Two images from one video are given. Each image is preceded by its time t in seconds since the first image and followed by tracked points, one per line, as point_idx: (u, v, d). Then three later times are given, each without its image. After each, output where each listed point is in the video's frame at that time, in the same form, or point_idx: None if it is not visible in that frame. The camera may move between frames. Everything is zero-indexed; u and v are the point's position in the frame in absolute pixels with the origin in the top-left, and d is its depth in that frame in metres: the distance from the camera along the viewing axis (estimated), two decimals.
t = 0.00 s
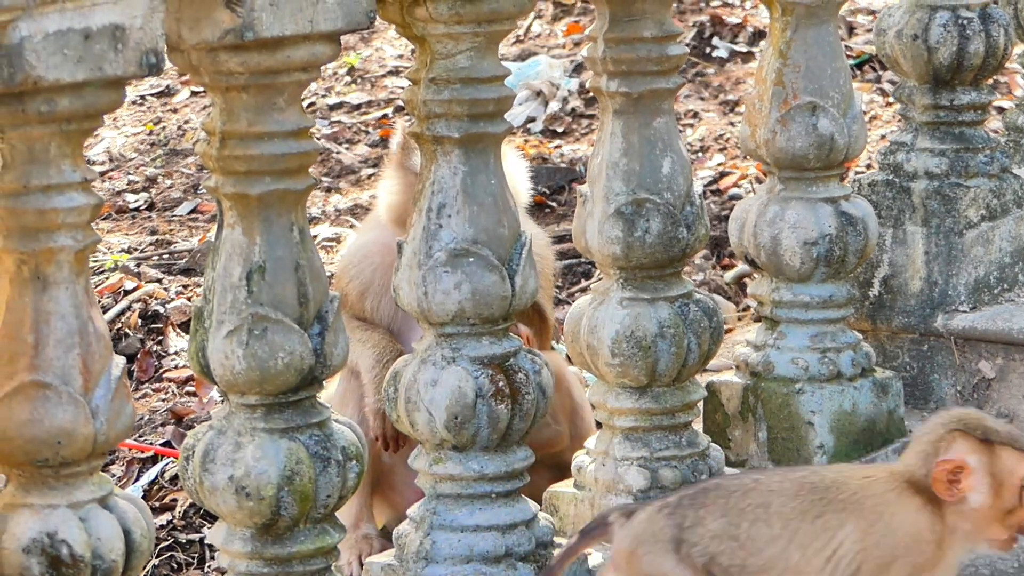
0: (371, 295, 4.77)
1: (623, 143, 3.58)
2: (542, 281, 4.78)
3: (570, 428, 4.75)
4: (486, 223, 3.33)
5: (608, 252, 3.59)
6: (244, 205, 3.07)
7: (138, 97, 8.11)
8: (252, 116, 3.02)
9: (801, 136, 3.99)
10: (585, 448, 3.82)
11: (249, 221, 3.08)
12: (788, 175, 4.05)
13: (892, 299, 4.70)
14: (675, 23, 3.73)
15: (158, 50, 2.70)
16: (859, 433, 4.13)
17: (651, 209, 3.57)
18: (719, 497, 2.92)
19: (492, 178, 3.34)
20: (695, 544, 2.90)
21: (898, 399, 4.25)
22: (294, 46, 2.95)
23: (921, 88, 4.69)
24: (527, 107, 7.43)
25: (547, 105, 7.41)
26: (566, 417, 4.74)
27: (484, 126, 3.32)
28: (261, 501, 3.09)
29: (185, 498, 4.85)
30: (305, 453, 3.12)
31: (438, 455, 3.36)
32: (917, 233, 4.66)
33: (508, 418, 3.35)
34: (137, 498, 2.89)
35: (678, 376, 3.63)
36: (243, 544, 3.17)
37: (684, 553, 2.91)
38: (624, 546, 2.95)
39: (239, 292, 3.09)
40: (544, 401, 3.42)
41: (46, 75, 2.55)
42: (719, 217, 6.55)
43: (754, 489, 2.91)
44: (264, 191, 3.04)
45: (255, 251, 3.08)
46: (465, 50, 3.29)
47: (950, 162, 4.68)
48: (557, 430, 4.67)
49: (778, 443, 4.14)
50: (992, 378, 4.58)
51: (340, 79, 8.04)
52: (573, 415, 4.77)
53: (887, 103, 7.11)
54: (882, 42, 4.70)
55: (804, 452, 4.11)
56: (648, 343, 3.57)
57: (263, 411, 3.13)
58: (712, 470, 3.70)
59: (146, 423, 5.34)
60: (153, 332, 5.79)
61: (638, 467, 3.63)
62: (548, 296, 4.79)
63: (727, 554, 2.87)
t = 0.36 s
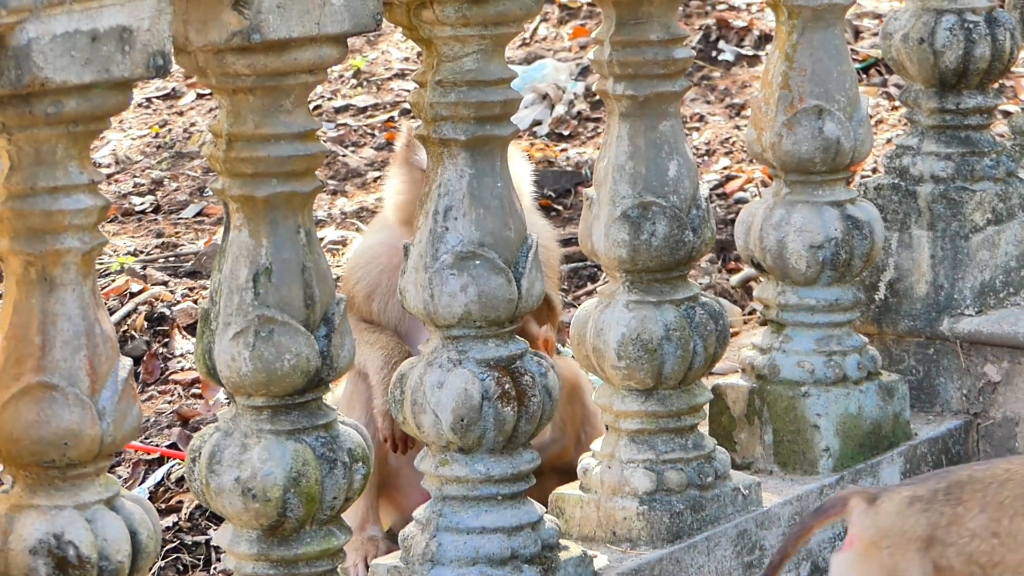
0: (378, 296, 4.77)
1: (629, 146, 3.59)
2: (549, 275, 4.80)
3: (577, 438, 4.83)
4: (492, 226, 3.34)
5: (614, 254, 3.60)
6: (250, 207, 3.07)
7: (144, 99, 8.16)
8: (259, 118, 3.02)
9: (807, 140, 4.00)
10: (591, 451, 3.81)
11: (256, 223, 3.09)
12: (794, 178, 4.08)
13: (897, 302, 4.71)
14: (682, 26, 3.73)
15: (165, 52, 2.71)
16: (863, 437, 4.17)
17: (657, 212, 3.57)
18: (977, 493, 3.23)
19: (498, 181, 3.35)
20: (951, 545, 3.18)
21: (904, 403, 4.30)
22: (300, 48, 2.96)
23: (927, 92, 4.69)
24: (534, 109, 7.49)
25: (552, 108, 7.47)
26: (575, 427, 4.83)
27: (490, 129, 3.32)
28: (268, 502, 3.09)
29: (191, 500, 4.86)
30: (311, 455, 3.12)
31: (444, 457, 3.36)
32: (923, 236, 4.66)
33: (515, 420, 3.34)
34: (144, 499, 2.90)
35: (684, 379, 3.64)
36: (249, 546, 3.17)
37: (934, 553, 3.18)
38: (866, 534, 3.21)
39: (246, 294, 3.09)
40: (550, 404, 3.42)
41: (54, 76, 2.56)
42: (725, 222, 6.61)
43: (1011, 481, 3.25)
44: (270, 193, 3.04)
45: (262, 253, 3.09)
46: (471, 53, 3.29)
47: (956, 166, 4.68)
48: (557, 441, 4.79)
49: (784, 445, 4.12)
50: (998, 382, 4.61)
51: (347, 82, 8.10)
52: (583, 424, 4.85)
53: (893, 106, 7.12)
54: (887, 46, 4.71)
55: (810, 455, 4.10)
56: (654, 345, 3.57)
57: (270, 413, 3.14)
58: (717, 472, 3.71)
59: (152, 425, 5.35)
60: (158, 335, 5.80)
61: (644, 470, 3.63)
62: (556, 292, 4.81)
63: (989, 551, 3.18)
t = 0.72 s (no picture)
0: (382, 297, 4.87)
1: (631, 148, 3.59)
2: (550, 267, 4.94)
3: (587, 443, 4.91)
4: (494, 228, 3.33)
5: (616, 257, 3.60)
6: (253, 209, 3.07)
7: (148, 103, 8.17)
8: (261, 121, 3.01)
9: (809, 142, 4.01)
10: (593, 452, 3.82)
11: (258, 226, 3.08)
12: (796, 181, 4.08)
13: (900, 305, 4.72)
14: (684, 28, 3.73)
15: (167, 55, 2.71)
16: (864, 439, 4.18)
17: (659, 214, 3.57)
18: None
19: (500, 183, 3.35)
20: None
21: (906, 405, 4.31)
22: (302, 50, 2.95)
23: (929, 95, 4.70)
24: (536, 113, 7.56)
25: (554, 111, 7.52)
26: (586, 432, 4.91)
27: (492, 131, 3.32)
28: (270, 505, 3.10)
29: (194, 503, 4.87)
30: (314, 457, 3.12)
31: (447, 459, 3.36)
32: (925, 238, 4.66)
33: (517, 422, 3.34)
34: (147, 501, 2.90)
35: (686, 381, 3.64)
36: (252, 548, 3.17)
37: None
38: None
39: (248, 297, 3.09)
40: (552, 405, 3.42)
41: (56, 79, 2.56)
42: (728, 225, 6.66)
43: None
44: (273, 196, 3.04)
45: (265, 256, 3.09)
46: (474, 55, 3.29)
47: (958, 168, 4.68)
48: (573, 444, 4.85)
49: (786, 447, 4.13)
50: (1000, 383, 4.62)
51: (350, 84, 8.13)
52: (591, 429, 4.94)
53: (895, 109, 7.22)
54: (889, 48, 4.71)
55: (812, 457, 4.11)
56: (656, 348, 3.58)
57: (272, 415, 3.14)
58: (720, 475, 3.72)
59: (155, 427, 5.35)
60: (162, 338, 5.81)
61: (646, 472, 3.64)
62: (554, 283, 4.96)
63: None
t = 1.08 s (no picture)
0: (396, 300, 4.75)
1: (629, 149, 3.59)
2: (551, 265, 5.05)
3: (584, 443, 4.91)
4: (492, 229, 3.33)
5: (614, 257, 3.60)
6: (251, 210, 3.07)
7: (146, 104, 8.16)
8: (259, 122, 3.02)
9: (807, 142, 4.01)
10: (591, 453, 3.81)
11: (256, 227, 3.09)
12: (794, 181, 4.08)
13: (898, 305, 4.71)
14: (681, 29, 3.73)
15: (165, 56, 2.71)
16: (862, 439, 4.18)
17: (657, 215, 3.58)
18: None
19: (498, 184, 3.35)
20: None
21: (904, 405, 4.31)
22: (300, 51, 2.96)
23: (926, 95, 4.71)
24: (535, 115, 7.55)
25: (553, 112, 7.52)
26: (584, 431, 4.91)
27: (490, 132, 3.32)
28: (268, 505, 3.10)
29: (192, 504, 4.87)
30: (312, 458, 3.12)
31: (445, 460, 3.36)
32: (923, 238, 4.66)
33: (515, 423, 3.34)
34: (145, 502, 2.90)
35: (684, 382, 3.64)
36: (250, 549, 3.17)
37: None
38: None
39: (246, 298, 3.09)
40: (551, 406, 3.42)
41: (54, 80, 2.56)
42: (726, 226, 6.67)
43: None
44: (271, 197, 3.04)
45: (263, 257, 3.09)
46: (471, 56, 3.29)
47: (956, 168, 4.69)
48: (571, 441, 4.87)
49: (785, 447, 4.13)
50: (998, 383, 4.63)
51: (348, 87, 8.11)
52: (590, 428, 4.94)
53: (893, 110, 7.24)
54: (887, 49, 4.71)
55: (810, 457, 4.11)
56: (654, 348, 3.58)
57: (270, 416, 3.14)
58: (717, 474, 3.72)
59: (154, 429, 5.35)
60: (160, 339, 5.81)
61: (644, 472, 3.64)
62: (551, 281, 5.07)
63: None
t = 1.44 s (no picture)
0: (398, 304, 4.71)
1: (629, 153, 3.59)
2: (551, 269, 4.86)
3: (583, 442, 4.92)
4: (492, 233, 3.33)
5: (615, 261, 3.60)
6: (251, 214, 3.06)
7: (145, 106, 8.16)
8: (259, 125, 3.01)
9: (807, 146, 4.01)
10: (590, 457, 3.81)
11: (256, 230, 3.08)
12: (794, 185, 4.08)
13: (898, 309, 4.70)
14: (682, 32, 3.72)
15: (165, 60, 2.71)
16: (862, 443, 4.18)
17: (657, 219, 3.58)
18: None
19: (498, 188, 3.34)
20: None
21: (905, 409, 4.31)
22: (301, 55, 2.96)
23: (927, 99, 4.70)
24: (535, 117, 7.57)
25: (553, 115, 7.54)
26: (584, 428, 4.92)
27: (490, 136, 3.31)
28: (268, 509, 3.10)
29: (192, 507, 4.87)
30: (312, 462, 3.12)
31: (444, 464, 3.36)
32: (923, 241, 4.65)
33: (515, 427, 3.34)
34: (145, 505, 2.90)
35: (684, 385, 3.64)
36: (250, 552, 3.17)
37: None
38: None
39: (246, 301, 3.09)
40: (551, 410, 3.42)
41: (54, 84, 2.56)
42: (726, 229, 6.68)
43: None
44: (271, 201, 3.03)
45: (263, 260, 3.09)
46: (471, 60, 3.28)
47: (956, 172, 4.68)
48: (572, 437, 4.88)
49: (785, 451, 4.13)
50: (998, 388, 4.63)
51: (348, 88, 8.13)
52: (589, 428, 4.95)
53: (893, 113, 7.26)
54: (887, 52, 4.71)
55: (810, 461, 4.11)
56: (654, 352, 3.58)
57: (270, 419, 3.14)
58: (717, 479, 3.72)
59: (153, 432, 5.35)
60: (160, 341, 5.81)
61: (644, 476, 3.63)
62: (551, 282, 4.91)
63: None
